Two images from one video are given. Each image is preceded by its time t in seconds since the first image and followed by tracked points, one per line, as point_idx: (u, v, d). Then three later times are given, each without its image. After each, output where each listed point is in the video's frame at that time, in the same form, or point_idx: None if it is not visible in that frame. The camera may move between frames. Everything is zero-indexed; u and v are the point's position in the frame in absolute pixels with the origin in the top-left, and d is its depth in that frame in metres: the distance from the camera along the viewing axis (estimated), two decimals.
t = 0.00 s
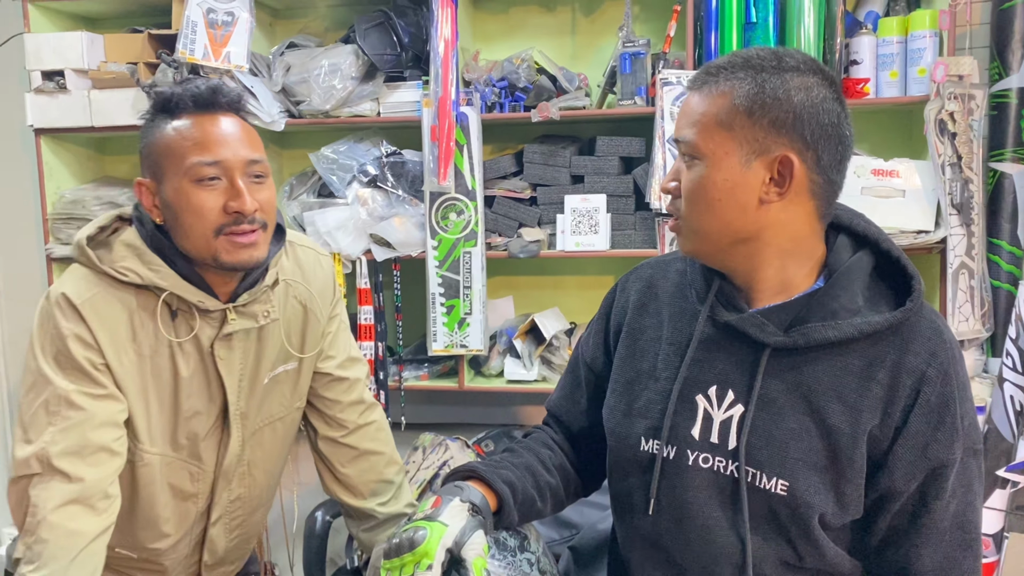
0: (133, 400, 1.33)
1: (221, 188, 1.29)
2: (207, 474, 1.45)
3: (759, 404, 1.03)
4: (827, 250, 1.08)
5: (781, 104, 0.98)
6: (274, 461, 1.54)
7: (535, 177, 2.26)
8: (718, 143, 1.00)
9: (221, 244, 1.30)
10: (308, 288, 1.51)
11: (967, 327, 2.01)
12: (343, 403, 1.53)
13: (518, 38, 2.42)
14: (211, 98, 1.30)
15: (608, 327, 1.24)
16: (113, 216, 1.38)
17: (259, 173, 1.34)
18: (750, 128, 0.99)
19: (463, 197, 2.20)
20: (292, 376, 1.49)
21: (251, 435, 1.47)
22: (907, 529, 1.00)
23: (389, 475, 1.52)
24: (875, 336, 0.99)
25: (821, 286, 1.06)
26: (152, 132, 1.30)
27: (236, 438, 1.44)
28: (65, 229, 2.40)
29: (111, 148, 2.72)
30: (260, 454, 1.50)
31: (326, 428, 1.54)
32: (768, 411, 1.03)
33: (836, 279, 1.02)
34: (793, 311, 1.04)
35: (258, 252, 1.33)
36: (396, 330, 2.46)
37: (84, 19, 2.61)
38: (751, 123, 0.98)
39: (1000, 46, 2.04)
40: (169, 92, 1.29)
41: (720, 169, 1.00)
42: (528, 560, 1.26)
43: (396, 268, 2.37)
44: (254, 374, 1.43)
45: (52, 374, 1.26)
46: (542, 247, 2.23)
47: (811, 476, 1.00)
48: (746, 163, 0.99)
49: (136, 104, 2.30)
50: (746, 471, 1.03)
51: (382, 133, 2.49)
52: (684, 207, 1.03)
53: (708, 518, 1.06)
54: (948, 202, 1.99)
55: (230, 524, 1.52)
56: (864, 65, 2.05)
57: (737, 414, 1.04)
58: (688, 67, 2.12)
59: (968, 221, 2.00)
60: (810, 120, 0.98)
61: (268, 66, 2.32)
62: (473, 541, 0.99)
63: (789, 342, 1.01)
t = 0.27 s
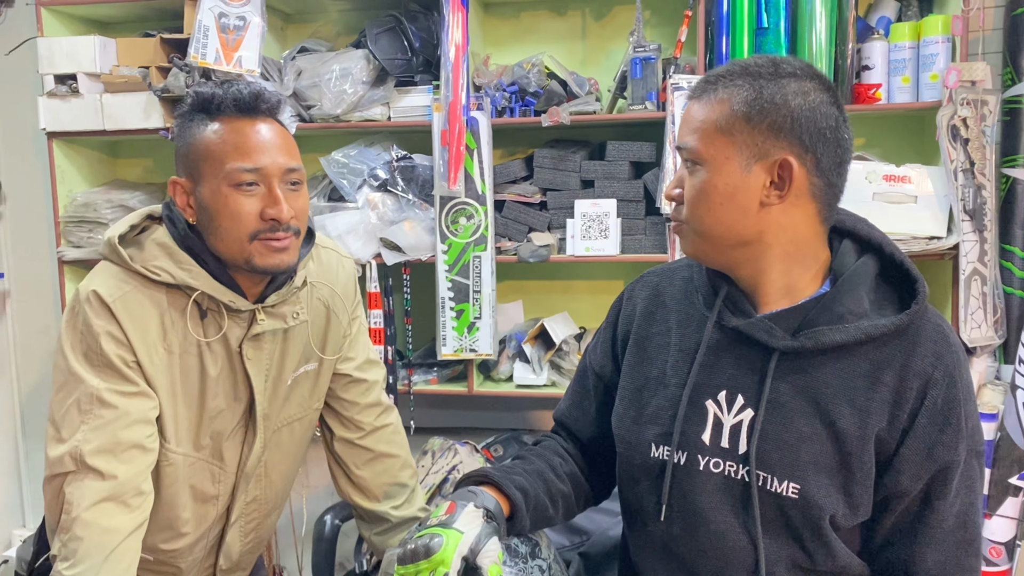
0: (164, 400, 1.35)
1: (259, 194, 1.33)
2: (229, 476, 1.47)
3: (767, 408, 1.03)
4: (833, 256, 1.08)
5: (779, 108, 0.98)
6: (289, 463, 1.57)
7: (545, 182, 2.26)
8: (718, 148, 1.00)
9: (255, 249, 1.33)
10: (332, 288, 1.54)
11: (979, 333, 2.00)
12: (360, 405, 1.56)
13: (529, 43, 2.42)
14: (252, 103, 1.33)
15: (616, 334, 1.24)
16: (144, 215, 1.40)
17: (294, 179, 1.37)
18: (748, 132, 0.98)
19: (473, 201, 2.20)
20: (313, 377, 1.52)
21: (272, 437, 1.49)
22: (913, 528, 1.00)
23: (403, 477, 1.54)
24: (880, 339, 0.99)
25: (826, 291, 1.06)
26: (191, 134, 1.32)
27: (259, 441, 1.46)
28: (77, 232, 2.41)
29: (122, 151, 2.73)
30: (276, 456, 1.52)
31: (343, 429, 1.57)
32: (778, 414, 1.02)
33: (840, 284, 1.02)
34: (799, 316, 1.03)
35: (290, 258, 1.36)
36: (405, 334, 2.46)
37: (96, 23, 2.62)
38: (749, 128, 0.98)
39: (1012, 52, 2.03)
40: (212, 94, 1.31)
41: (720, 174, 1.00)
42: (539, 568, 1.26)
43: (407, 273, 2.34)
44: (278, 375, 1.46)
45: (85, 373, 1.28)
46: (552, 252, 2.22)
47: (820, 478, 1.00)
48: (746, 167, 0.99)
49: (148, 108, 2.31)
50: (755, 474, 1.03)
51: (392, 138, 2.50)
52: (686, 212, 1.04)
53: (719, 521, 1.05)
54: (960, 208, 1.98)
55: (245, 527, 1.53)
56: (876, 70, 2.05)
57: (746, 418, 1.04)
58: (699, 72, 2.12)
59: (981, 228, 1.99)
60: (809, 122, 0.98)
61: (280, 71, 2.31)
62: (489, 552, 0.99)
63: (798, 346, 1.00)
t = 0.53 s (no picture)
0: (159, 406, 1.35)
1: (265, 203, 1.32)
2: (225, 487, 1.46)
3: (794, 408, 1.02)
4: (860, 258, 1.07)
5: (815, 106, 0.97)
6: (289, 476, 1.56)
7: (555, 185, 2.26)
8: (753, 145, 0.99)
9: (256, 260, 1.33)
10: (335, 298, 1.52)
11: (992, 339, 1.98)
12: (368, 419, 1.56)
13: (539, 45, 2.42)
14: (262, 109, 1.33)
15: (639, 335, 1.23)
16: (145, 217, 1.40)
17: (301, 190, 1.36)
18: (786, 130, 0.98)
19: (482, 204, 2.20)
20: (314, 386, 1.51)
21: (270, 448, 1.48)
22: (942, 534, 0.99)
23: (412, 488, 1.53)
24: (909, 342, 0.98)
25: (854, 292, 1.05)
26: (195, 138, 1.32)
27: (257, 451, 1.44)
28: (86, 233, 2.41)
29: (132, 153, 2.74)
30: (275, 468, 1.52)
31: (352, 443, 1.57)
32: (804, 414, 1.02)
33: (868, 286, 1.01)
34: (826, 316, 1.03)
35: (292, 270, 1.36)
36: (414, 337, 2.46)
37: (107, 25, 2.63)
38: (786, 126, 0.98)
39: None
40: (221, 98, 1.30)
41: (755, 171, 0.99)
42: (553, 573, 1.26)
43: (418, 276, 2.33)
44: (277, 385, 1.45)
45: (82, 378, 1.29)
46: (562, 255, 2.22)
47: (847, 481, 0.99)
48: (782, 165, 0.99)
49: (158, 109, 2.31)
50: (779, 476, 1.02)
51: (403, 140, 2.50)
52: (718, 209, 1.03)
53: (742, 526, 1.04)
54: (973, 213, 1.97)
55: (244, 540, 1.50)
56: (889, 74, 2.04)
57: (772, 419, 1.03)
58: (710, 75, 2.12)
59: (995, 232, 1.97)
60: (846, 120, 0.98)
61: (290, 73, 2.32)
62: (502, 555, 0.98)
63: (826, 347, 1.00)
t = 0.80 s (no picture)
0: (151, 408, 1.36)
1: (265, 213, 1.31)
2: (213, 495, 1.46)
3: (829, 413, 0.95)
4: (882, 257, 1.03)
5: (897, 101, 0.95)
6: (280, 488, 1.56)
7: (562, 186, 2.25)
8: (871, 138, 0.90)
9: (253, 270, 1.33)
10: (332, 306, 1.51)
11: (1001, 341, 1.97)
12: (371, 429, 1.54)
13: (547, 46, 2.41)
14: (267, 115, 1.31)
15: (651, 340, 1.17)
16: (141, 215, 1.41)
17: (303, 200, 1.36)
18: (891, 123, 0.93)
19: (489, 205, 2.19)
20: (309, 399, 1.51)
21: (262, 459, 1.48)
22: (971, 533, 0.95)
23: (418, 496, 1.52)
24: (943, 341, 0.93)
25: (882, 293, 1.01)
26: (197, 142, 1.31)
27: (247, 463, 1.44)
28: (91, 234, 2.41)
29: (138, 153, 2.74)
30: (267, 481, 1.52)
31: (356, 453, 1.55)
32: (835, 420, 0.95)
33: (897, 286, 0.97)
34: (860, 319, 0.97)
35: (290, 281, 1.36)
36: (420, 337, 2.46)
37: (114, 25, 2.63)
38: (890, 119, 0.93)
39: None
40: (227, 100, 1.29)
41: (876, 168, 0.90)
42: None
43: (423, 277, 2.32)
44: (270, 398, 1.45)
45: (75, 379, 1.29)
46: (568, 256, 2.21)
47: (885, 486, 0.93)
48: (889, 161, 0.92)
49: (164, 109, 2.31)
50: (816, 482, 0.95)
51: (410, 141, 2.49)
52: (838, 212, 0.90)
53: (771, 542, 0.97)
54: (983, 215, 1.96)
55: (230, 553, 1.52)
56: (898, 75, 2.03)
57: (805, 426, 0.96)
58: (719, 76, 2.11)
59: (1005, 235, 1.96)
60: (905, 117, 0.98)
61: (297, 73, 2.32)
62: (515, 562, 0.97)
63: (862, 351, 0.94)
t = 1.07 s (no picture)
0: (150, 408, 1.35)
1: (262, 216, 1.31)
2: (210, 497, 1.45)
3: (828, 411, 0.94)
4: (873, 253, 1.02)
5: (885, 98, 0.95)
6: (275, 489, 1.55)
7: (562, 185, 2.24)
8: (865, 138, 0.90)
9: (249, 272, 1.32)
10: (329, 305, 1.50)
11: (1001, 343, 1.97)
12: (365, 432, 1.52)
13: (546, 45, 2.40)
14: (266, 117, 1.31)
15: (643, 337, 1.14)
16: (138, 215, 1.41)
17: (301, 204, 1.35)
18: (882, 121, 0.93)
19: (488, 204, 2.18)
20: (304, 399, 1.51)
21: (258, 459, 1.47)
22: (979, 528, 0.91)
23: (412, 498, 1.51)
24: (939, 334, 0.92)
25: (875, 288, 1.01)
26: (195, 144, 1.30)
27: (243, 463, 1.44)
28: (89, 232, 2.40)
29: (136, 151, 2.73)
30: (262, 480, 1.51)
31: (351, 456, 1.54)
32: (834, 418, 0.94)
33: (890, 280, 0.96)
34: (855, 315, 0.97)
35: (287, 285, 1.35)
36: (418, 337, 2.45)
37: (112, 23, 2.62)
38: (880, 117, 0.93)
39: None
40: (226, 101, 1.28)
41: (870, 167, 0.90)
42: None
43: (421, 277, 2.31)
44: (266, 398, 1.45)
45: (74, 379, 1.28)
46: (567, 256, 2.21)
47: (886, 481, 0.91)
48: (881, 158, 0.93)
49: (162, 107, 2.30)
50: (815, 481, 0.93)
51: (408, 140, 2.48)
52: (836, 213, 0.89)
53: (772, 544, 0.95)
54: (983, 216, 1.96)
55: (226, 555, 1.51)
56: (898, 76, 2.03)
57: (803, 424, 0.94)
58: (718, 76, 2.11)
59: (1005, 236, 1.95)
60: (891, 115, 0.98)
61: (295, 72, 2.31)
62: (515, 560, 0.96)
63: (858, 346, 0.92)
